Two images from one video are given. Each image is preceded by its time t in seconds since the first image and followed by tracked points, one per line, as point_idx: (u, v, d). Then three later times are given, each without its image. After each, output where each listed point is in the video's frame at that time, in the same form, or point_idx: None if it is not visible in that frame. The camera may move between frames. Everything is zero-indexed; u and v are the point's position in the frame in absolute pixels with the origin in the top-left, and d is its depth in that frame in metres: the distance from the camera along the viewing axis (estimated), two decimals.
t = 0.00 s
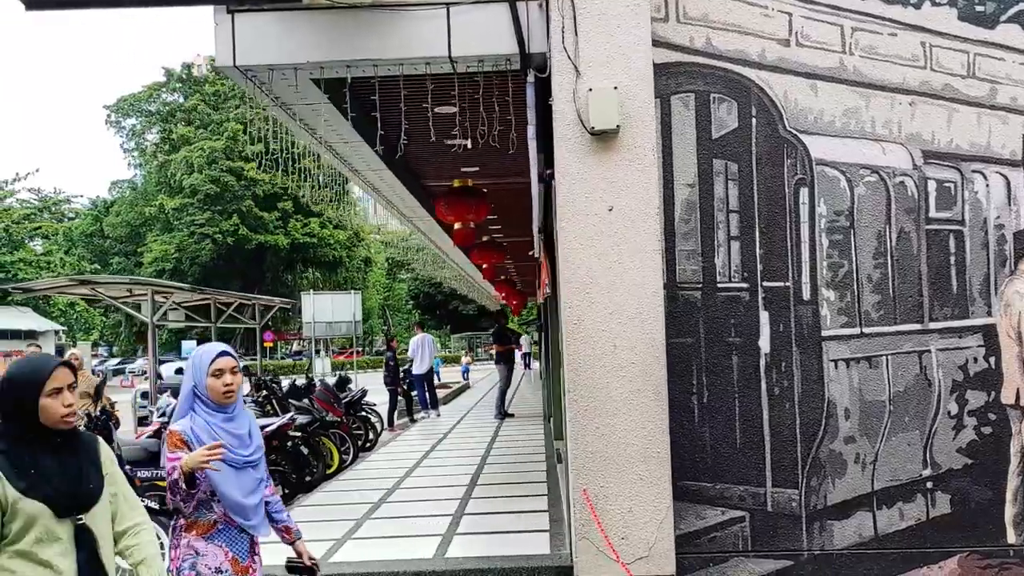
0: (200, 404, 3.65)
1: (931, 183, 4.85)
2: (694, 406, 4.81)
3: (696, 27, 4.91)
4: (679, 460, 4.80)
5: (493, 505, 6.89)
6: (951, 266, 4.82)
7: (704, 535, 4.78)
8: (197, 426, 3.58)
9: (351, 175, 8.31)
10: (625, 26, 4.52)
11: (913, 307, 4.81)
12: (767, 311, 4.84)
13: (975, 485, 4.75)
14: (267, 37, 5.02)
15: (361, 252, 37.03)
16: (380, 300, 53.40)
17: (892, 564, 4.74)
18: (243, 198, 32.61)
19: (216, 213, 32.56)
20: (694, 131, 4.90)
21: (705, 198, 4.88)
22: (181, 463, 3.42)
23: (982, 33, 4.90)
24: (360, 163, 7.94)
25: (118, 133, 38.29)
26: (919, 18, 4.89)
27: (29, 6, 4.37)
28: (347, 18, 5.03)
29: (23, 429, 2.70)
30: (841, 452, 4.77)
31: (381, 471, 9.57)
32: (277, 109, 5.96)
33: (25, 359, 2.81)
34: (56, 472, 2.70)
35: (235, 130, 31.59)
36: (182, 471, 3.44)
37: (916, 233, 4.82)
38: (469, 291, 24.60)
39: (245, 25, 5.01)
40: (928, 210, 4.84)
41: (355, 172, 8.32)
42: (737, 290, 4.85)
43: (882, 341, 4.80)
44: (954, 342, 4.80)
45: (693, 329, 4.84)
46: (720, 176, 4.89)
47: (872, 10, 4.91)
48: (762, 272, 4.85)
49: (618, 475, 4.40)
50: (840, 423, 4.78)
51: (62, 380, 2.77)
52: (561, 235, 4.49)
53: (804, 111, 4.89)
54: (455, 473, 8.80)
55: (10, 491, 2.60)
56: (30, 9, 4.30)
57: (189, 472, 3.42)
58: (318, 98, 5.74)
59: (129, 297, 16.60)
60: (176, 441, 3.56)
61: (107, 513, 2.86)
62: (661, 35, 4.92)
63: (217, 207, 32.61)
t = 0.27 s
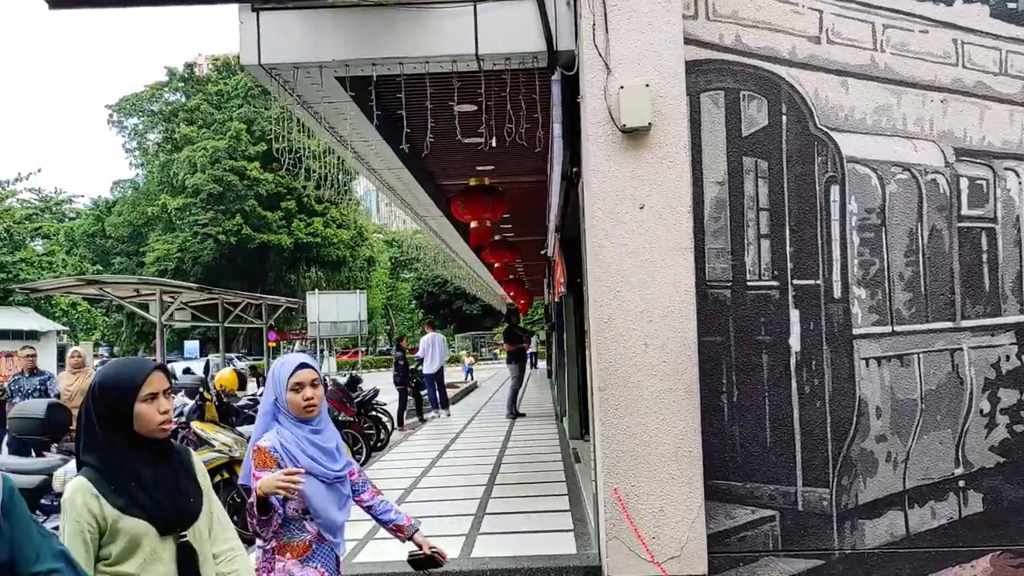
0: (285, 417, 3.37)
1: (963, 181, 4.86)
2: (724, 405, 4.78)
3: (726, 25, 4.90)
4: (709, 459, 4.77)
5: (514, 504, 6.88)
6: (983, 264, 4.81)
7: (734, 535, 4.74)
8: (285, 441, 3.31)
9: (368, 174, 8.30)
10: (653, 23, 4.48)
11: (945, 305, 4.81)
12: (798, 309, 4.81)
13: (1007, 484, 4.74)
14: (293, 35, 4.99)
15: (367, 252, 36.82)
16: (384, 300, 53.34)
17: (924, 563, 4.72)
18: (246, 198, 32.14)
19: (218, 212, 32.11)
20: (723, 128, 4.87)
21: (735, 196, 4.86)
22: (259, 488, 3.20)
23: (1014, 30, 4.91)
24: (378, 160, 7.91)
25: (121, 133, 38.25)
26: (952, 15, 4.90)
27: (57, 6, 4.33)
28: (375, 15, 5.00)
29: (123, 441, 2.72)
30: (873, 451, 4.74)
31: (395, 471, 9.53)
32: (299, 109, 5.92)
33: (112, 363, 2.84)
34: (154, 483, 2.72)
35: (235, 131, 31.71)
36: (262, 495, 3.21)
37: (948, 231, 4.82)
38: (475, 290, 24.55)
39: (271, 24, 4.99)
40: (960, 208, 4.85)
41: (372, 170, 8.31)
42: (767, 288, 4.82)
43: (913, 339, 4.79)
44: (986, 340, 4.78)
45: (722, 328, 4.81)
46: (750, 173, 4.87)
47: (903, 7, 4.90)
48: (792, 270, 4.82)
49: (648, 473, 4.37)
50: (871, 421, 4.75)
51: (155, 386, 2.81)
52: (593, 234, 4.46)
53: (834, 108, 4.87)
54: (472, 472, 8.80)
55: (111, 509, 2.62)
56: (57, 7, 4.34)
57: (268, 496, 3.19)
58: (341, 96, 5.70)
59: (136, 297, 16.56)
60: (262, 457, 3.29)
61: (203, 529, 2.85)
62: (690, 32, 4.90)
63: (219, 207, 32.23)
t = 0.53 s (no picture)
0: (411, 418, 3.39)
1: (994, 179, 4.86)
2: (754, 404, 4.76)
3: (756, 22, 4.88)
4: (740, 458, 4.74)
5: (535, 503, 6.87)
6: (1014, 262, 4.82)
7: (765, 533, 4.73)
8: (414, 443, 3.31)
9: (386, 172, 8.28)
10: (686, 19, 4.46)
11: (977, 303, 4.81)
12: (829, 307, 4.79)
13: None
14: (321, 31, 4.98)
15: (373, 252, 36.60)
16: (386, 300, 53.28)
17: (956, 562, 4.72)
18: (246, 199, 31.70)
19: (219, 213, 31.76)
20: (754, 125, 4.85)
21: (765, 193, 4.84)
22: (405, 502, 3.07)
23: None
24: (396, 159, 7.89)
25: (123, 133, 38.18)
26: (983, 12, 4.90)
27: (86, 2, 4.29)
28: (404, 11, 4.98)
29: (274, 425, 2.77)
30: (905, 449, 4.73)
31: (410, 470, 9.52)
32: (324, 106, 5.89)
33: (262, 336, 2.88)
34: (302, 471, 2.79)
35: (235, 131, 31.38)
36: (406, 512, 3.07)
37: (979, 229, 4.82)
38: (480, 289, 24.49)
39: (300, 19, 4.97)
40: (991, 206, 4.85)
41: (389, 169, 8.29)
42: (798, 286, 4.80)
43: (945, 338, 4.78)
44: (1017, 338, 4.79)
45: (753, 326, 4.80)
46: (780, 171, 4.84)
47: (933, 5, 4.89)
48: (823, 268, 4.80)
49: (682, 471, 4.33)
50: (903, 420, 4.73)
51: (308, 364, 2.85)
52: (626, 231, 4.44)
53: (865, 105, 4.85)
54: (487, 472, 8.78)
55: (264, 495, 2.70)
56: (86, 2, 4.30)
57: (415, 519, 3.04)
58: (366, 93, 5.68)
59: (142, 294, 16.50)
60: (389, 458, 3.26)
61: (343, 525, 3.00)
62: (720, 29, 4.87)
63: (220, 207, 31.73)
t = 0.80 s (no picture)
0: (565, 433, 3.20)
1: None
2: (785, 402, 4.73)
3: (786, 18, 4.84)
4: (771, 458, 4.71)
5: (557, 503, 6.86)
6: None
7: (797, 533, 4.71)
8: (567, 459, 3.12)
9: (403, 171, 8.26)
10: (719, 16, 4.45)
11: (1008, 301, 4.78)
12: (860, 305, 4.76)
13: None
14: (349, 29, 4.96)
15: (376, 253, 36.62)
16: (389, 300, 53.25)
17: (988, 561, 4.71)
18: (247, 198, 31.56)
19: (221, 213, 31.67)
20: (784, 122, 4.83)
21: (796, 191, 4.81)
22: (589, 516, 2.82)
23: None
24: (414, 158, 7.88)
25: (125, 133, 38.15)
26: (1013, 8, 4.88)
27: None
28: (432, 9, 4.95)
29: (453, 443, 2.60)
30: (936, 448, 4.70)
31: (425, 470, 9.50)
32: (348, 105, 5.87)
33: (448, 341, 2.70)
34: (490, 485, 2.62)
35: (240, 131, 31.56)
36: (591, 527, 2.82)
37: (1011, 227, 4.80)
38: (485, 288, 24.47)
39: (328, 17, 4.95)
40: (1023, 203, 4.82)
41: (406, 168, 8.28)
42: (829, 284, 4.78)
43: (977, 336, 4.76)
44: None
45: (784, 324, 4.77)
46: (811, 168, 4.82)
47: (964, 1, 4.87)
48: (854, 266, 4.78)
49: (717, 471, 4.33)
50: (935, 419, 4.71)
51: (497, 368, 2.67)
52: (659, 229, 4.42)
53: (896, 102, 4.83)
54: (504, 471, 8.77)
55: (454, 508, 2.52)
56: None
57: (602, 534, 2.80)
58: (391, 91, 5.66)
59: (151, 294, 16.48)
60: (541, 473, 3.06)
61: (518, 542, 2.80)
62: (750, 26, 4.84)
63: (221, 207, 31.66)
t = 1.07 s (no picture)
0: (731, 416, 2.89)
1: None
2: (816, 401, 4.70)
3: (816, 15, 4.81)
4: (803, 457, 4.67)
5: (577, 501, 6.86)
6: None
7: (828, 532, 4.68)
8: (739, 447, 2.81)
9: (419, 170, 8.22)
10: (752, 13, 4.43)
11: None
12: (891, 304, 4.73)
13: None
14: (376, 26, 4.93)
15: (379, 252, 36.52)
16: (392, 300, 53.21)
17: (1019, 559, 4.72)
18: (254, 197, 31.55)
19: (225, 212, 31.63)
20: (815, 120, 4.80)
21: (826, 188, 4.78)
22: (762, 523, 2.61)
23: None
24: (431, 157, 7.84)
25: (127, 133, 38.09)
26: None
27: None
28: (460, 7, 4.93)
29: (650, 417, 2.40)
30: (968, 447, 4.69)
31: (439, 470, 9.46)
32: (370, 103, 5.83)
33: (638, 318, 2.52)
34: (680, 468, 2.33)
35: (240, 131, 31.33)
36: (761, 536, 2.61)
37: None
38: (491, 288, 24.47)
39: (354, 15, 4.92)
40: None
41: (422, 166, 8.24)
42: (860, 282, 4.75)
43: (1009, 333, 4.77)
44: None
45: (814, 322, 4.74)
46: (842, 165, 4.79)
47: None
48: (885, 264, 4.75)
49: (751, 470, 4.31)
50: (967, 418, 4.69)
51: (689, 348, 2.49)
52: (691, 228, 4.39)
53: (927, 100, 4.80)
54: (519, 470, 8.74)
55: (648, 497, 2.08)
56: None
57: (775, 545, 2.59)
58: (415, 89, 5.62)
59: (159, 294, 16.45)
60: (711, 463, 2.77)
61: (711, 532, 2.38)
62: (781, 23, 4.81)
63: (225, 207, 31.62)
